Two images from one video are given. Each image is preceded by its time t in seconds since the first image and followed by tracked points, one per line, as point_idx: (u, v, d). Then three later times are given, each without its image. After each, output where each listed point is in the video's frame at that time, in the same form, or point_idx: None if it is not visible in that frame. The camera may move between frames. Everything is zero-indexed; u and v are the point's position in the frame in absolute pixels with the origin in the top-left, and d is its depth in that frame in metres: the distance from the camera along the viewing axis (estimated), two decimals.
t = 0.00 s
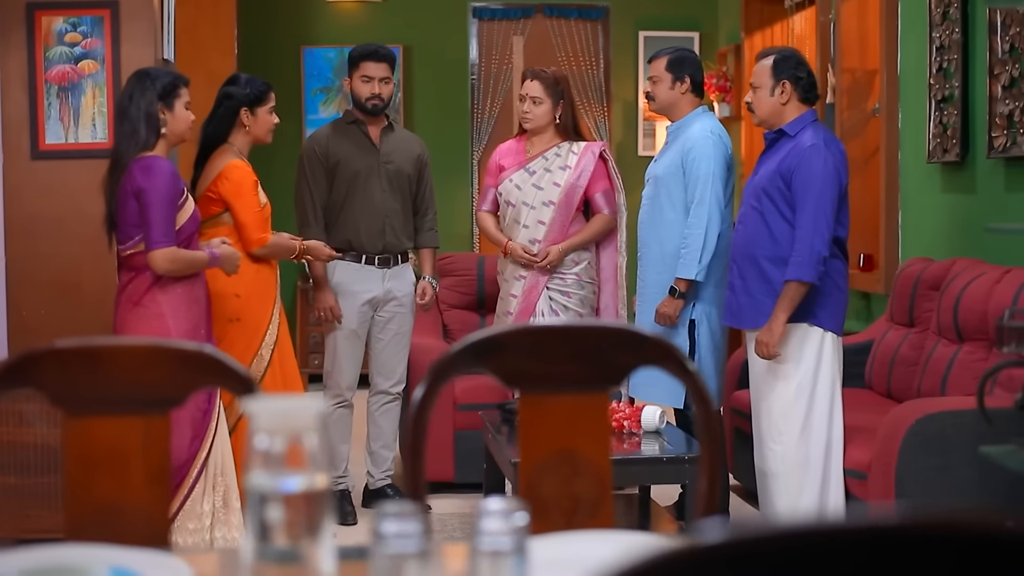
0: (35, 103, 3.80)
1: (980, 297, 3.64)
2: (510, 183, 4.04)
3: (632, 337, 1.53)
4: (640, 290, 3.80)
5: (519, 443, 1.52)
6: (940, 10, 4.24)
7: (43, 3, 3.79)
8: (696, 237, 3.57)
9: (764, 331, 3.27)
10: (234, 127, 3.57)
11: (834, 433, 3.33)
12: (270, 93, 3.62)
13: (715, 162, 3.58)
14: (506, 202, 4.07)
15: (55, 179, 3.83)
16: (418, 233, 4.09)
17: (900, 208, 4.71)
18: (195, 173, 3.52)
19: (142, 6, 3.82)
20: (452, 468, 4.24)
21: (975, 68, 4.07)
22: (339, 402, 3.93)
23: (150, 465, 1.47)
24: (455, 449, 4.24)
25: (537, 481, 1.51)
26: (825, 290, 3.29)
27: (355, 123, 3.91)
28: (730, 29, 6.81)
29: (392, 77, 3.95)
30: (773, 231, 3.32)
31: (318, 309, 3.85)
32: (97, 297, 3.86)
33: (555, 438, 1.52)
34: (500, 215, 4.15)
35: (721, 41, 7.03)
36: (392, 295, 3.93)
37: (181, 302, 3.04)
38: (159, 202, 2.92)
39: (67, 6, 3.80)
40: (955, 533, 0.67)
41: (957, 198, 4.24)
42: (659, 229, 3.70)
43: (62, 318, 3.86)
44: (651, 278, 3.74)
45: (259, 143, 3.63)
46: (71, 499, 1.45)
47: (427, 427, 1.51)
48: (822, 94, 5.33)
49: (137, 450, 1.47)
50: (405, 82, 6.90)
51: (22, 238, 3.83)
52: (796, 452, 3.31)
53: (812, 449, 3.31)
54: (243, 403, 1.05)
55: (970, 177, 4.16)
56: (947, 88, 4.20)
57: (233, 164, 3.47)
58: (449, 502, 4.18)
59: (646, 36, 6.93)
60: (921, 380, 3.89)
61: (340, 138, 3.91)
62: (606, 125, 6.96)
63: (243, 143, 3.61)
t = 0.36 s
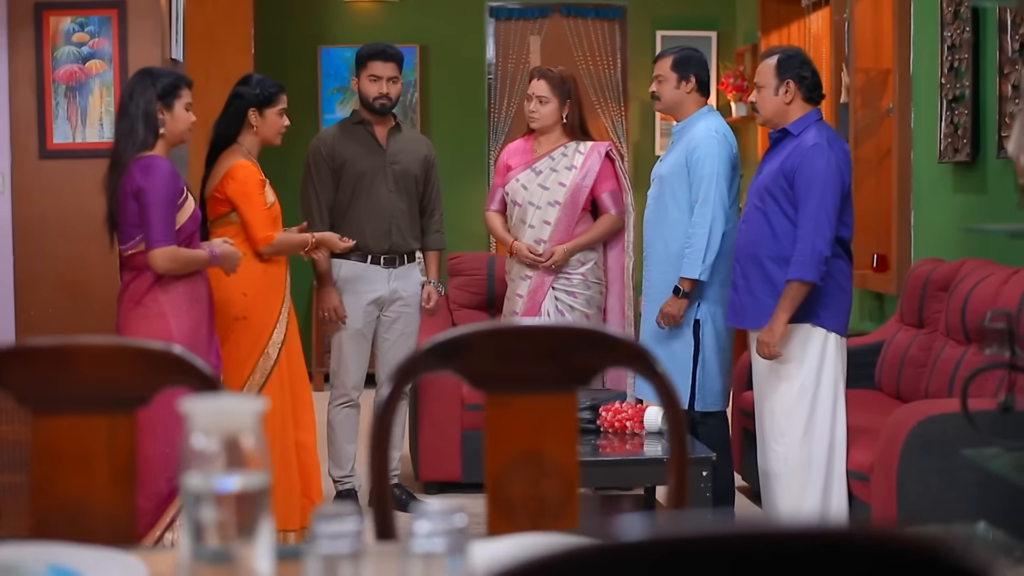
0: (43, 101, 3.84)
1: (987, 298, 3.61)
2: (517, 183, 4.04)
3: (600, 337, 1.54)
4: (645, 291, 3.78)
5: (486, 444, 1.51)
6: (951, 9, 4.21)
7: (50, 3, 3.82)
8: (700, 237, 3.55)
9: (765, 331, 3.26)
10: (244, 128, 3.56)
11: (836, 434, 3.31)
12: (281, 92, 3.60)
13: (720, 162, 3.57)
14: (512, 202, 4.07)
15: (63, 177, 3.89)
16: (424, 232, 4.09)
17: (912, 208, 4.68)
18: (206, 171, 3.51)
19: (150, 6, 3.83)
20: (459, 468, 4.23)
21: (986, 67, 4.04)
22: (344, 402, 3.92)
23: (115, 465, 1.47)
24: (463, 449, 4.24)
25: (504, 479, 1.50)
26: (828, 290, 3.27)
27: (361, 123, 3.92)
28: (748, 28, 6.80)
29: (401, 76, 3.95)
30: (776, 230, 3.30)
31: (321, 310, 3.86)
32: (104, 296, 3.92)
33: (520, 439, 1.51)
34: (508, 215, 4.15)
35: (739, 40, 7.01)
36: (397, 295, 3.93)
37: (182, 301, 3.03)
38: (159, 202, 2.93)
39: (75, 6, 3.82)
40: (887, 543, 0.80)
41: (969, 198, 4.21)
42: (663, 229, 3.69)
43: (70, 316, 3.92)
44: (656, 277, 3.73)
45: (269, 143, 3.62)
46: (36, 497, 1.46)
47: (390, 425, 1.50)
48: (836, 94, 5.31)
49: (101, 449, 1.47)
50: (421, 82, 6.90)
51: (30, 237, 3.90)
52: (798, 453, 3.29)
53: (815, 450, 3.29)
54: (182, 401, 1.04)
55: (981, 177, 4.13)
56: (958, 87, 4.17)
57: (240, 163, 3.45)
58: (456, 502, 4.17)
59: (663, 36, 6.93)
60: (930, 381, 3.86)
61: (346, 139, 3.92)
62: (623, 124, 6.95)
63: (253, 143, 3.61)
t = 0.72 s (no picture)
0: (50, 103, 3.94)
1: (992, 299, 3.57)
2: (523, 182, 4.04)
3: (574, 340, 1.52)
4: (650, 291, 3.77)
5: (454, 446, 1.51)
6: (961, 8, 4.18)
7: (58, 4, 3.89)
8: (702, 236, 3.54)
9: (767, 330, 3.24)
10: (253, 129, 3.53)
11: (839, 436, 3.29)
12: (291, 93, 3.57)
13: (724, 161, 3.56)
14: (519, 202, 4.06)
15: (68, 176, 3.97)
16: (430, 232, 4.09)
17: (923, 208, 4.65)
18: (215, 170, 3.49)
19: (157, 6, 3.90)
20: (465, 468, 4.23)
21: (995, 65, 4.01)
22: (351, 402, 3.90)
23: (84, 465, 1.49)
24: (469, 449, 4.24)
25: (473, 482, 1.51)
26: (831, 290, 3.25)
27: (365, 124, 3.92)
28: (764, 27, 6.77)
29: (405, 75, 3.96)
30: (778, 231, 3.29)
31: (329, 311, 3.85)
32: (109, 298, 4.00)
33: (488, 440, 1.51)
34: (515, 215, 4.14)
35: (755, 40, 6.98)
36: (404, 295, 3.92)
37: (180, 300, 3.05)
38: (152, 201, 2.94)
39: (82, 6, 3.89)
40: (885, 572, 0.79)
41: (979, 198, 4.18)
42: (668, 228, 3.68)
43: (76, 315, 4.02)
44: (661, 278, 3.72)
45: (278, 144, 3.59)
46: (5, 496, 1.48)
47: (361, 424, 1.49)
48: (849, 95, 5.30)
49: (71, 449, 1.49)
50: (435, 82, 6.90)
51: (37, 237, 4.00)
52: (801, 454, 3.28)
53: (817, 452, 3.27)
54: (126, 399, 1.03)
55: (990, 177, 4.10)
56: (969, 87, 4.14)
57: (248, 164, 3.42)
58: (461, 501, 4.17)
59: (678, 36, 6.92)
60: (936, 384, 3.84)
61: (350, 139, 3.92)
62: (637, 123, 6.96)
63: (262, 144, 3.57)
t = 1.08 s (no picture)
0: (55, 103, 4.02)
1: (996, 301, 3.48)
2: (527, 182, 4.03)
3: (546, 339, 1.53)
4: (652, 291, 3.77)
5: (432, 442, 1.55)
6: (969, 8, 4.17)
7: (62, 4, 3.98)
8: (705, 236, 3.54)
9: (767, 331, 3.23)
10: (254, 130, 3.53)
11: (840, 437, 3.28)
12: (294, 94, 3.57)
13: (726, 161, 3.55)
14: (523, 201, 4.06)
15: (75, 175, 4.06)
16: (433, 232, 4.09)
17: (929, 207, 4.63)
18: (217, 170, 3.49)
19: (161, 7, 3.92)
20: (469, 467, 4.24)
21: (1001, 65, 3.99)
22: (354, 402, 3.90)
23: (60, 464, 1.56)
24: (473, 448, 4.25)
25: (449, 478, 1.56)
26: (831, 291, 3.24)
27: (367, 124, 3.93)
28: (776, 27, 6.74)
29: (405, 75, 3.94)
30: (778, 231, 3.28)
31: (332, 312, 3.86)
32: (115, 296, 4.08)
33: (464, 440, 1.56)
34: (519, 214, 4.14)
35: (767, 39, 6.95)
36: (406, 295, 3.93)
37: (179, 299, 3.06)
38: (150, 201, 2.95)
39: (86, 7, 3.96)
40: None
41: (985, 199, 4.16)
42: (671, 228, 3.68)
43: (83, 313, 4.09)
44: (663, 278, 3.72)
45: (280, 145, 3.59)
46: None
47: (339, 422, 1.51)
48: (858, 95, 5.29)
49: (48, 449, 1.54)
50: (447, 82, 6.94)
51: (43, 235, 4.09)
52: (801, 455, 3.27)
53: (818, 453, 3.27)
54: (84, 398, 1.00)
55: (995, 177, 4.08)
56: (975, 87, 4.12)
57: (249, 164, 3.41)
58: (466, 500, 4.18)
59: (690, 36, 6.90)
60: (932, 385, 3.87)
61: (352, 140, 3.92)
62: (649, 124, 7.00)
63: (263, 145, 3.57)
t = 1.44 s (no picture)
0: (57, 103, 4.04)
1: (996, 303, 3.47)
2: (528, 182, 4.03)
3: (530, 338, 1.59)
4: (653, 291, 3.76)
5: (418, 441, 1.62)
6: (971, 8, 4.16)
7: (64, 4, 4.00)
8: (706, 237, 3.53)
9: (767, 331, 3.23)
10: (249, 131, 3.54)
11: (840, 437, 3.28)
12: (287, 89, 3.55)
13: (727, 161, 3.55)
14: (524, 201, 4.06)
15: (78, 175, 4.08)
16: (432, 232, 4.10)
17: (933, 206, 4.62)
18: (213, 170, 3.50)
19: (162, 7, 3.93)
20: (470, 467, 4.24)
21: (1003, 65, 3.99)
22: (354, 401, 3.91)
23: (44, 462, 1.60)
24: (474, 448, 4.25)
25: (434, 478, 1.62)
26: (831, 291, 3.24)
27: (365, 124, 3.92)
28: (781, 27, 6.74)
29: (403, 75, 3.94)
30: (778, 231, 3.27)
31: (332, 312, 3.86)
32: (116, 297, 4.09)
33: (448, 439, 1.62)
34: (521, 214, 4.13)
35: (773, 39, 6.94)
36: (406, 295, 3.94)
37: (177, 299, 3.07)
38: (150, 201, 2.95)
39: (88, 7, 3.98)
40: None
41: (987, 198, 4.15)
42: (672, 229, 3.67)
43: (84, 313, 4.11)
44: (664, 278, 3.71)
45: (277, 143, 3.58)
46: None
47: (323, 420, 1.55)
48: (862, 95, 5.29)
49: (32, 447, 1.60)
50: (452, 82, 6.96)
51: (45, 235, 4.11)
52: (800, 455, 3.27)
53: (817, 453, 3.26)
54: (55, 398, 0.99)
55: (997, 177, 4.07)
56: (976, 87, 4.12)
57: (241, 164, 3.41)
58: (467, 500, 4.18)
59: (694, 36, 6.91)
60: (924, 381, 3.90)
61: (351, 140, 3.92)
62: (655, 124, 6.93)
63: (259, 144, 3.56)
